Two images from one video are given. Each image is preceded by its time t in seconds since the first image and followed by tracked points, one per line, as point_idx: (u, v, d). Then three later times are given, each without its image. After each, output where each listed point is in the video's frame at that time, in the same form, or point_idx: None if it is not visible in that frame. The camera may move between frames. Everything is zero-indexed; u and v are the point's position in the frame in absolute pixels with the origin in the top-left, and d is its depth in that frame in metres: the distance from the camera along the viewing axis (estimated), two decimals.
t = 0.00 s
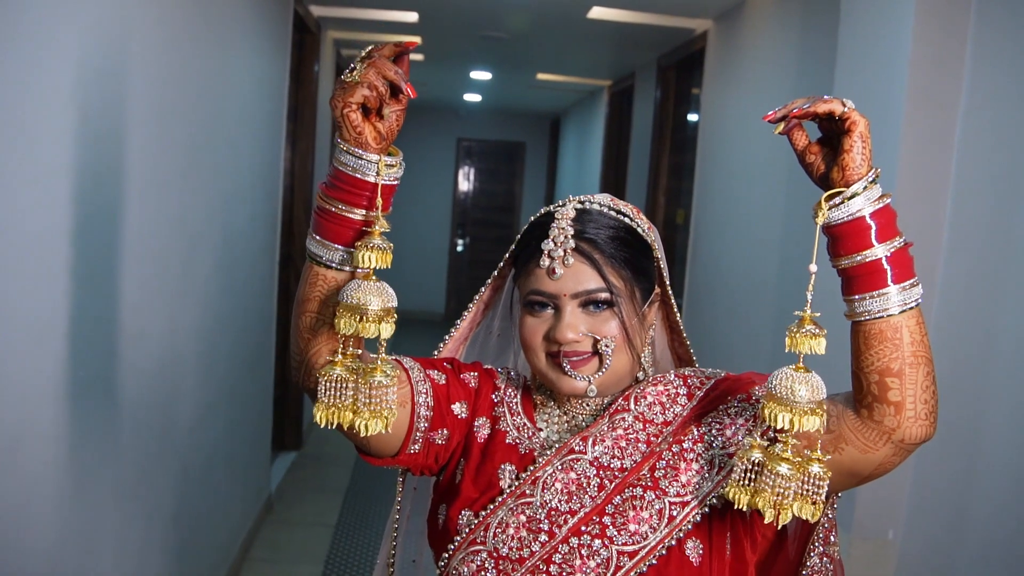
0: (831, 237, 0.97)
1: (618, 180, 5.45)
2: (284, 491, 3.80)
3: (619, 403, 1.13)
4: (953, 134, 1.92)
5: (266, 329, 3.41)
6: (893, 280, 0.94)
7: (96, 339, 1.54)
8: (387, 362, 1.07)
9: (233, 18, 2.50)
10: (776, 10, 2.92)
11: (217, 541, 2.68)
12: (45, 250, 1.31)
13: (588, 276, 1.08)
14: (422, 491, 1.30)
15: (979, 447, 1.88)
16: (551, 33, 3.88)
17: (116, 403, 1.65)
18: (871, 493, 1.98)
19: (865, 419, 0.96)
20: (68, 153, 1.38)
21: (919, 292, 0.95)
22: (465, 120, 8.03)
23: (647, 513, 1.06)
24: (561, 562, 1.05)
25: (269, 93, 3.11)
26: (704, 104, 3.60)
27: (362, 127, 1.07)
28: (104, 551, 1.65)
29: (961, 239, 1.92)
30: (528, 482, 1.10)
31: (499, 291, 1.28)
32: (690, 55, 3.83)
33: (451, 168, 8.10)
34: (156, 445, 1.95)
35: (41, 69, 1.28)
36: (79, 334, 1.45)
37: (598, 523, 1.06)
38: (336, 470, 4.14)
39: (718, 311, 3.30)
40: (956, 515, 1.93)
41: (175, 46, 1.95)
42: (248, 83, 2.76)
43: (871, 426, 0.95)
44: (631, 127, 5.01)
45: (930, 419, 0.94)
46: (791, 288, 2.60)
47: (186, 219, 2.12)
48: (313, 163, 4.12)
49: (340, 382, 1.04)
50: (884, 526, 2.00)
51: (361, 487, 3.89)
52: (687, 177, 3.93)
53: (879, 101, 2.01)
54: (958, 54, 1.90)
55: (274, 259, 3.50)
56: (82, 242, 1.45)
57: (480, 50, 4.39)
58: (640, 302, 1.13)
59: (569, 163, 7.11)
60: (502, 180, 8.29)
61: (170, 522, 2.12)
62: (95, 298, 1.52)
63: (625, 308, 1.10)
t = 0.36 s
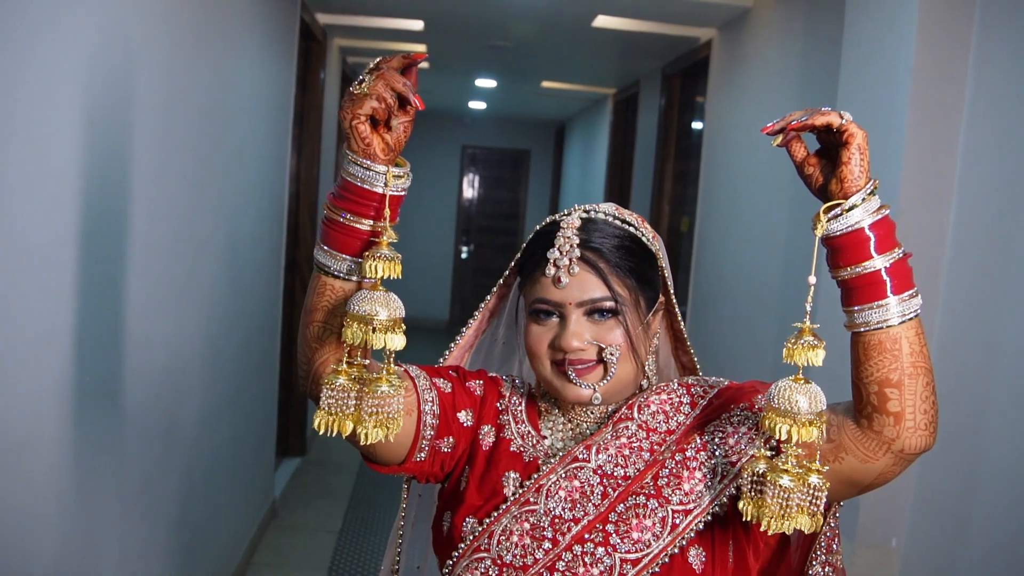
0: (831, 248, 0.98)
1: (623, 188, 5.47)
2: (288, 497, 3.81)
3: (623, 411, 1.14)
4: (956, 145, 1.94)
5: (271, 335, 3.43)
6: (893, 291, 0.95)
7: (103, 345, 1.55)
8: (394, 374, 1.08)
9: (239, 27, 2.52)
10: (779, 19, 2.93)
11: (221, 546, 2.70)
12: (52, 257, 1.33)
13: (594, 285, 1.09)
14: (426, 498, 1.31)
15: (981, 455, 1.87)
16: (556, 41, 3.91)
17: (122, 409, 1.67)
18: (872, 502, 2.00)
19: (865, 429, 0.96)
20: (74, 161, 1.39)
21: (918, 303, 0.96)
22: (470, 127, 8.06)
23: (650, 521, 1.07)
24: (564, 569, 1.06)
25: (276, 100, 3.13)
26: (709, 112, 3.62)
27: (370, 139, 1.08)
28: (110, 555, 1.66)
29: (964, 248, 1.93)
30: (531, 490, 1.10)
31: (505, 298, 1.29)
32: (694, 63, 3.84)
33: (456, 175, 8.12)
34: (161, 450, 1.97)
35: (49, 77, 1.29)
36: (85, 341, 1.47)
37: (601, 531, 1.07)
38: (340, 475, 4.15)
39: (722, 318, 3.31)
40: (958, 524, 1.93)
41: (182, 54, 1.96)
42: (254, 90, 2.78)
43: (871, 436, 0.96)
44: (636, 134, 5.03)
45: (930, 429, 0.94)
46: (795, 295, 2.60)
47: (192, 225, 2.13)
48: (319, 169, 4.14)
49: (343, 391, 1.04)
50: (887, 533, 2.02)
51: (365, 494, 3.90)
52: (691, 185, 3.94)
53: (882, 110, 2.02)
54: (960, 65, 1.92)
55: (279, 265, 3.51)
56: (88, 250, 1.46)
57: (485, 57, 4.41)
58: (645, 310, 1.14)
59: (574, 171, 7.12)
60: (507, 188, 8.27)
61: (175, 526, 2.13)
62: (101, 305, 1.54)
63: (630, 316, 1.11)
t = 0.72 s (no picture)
0: (823, 251, 0.99)
1: (623, 190, 5.48)
2: (289, 498, 3.82)
3: (621, 413, 1.14)
4: (955, 148, 1.94)
5: (272, 337, 3.44)
6: (884, 293, 0.95)
7: (105, 347, 1.56)
8: (396, 378, 1.08)
9: (241, 30, 2.53)
10: (779, 22, 2.94)
11: (222, 547, 2.70)
12: (54, 258, 1.34)
13: (593, 288, 1.09)
14: (426, 499, 1.32)
15: (980, 458, 1.87)
16: (556, 44, 3.92)
17: (124, 410, 1.68)
18: (872, 504, 2.01)
19: (857, 431, 0.96)
20: (77, 162, 1.40)
21: (909, 306, 0.96)
22: (471, 129, 8.08)
23: (648, 522, 1.07)
24: (562, 570, 1.06)
25: (277, 103, 3.14)
26: (709, 115, 3.62)
27: (373, 145, 1.09)
28: (112, 556, 1.67)
29: (963, 251, 1.94)
30: (530, 492, 1.11)
31: (504, 301, 1.30)
32: (695, 66, 3.85)
33: (457, 178, 8.13)
34: (163, 451, 1.98)
35: (51, 80, 1.30)
36: (87, 343, 1.48)
37: (599, 532, 1.07)
38: (341, 477, 4.16)
39: (722, 321, 3.31)
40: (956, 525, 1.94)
41: (184, 56, 1.97)
42: (256, 93, 2.79)
43: (863, 438, 0.96)
44: (636, 137, 5.04)
45: (923, 431, 0.94)
46: (795, 298, 2.61)
47: (194, 227, 2.14)
48: (320, 171, 4.15)
49: (344, 395, 1.05)
50: (885, 536, 2.04)
51: (366, 495, 3.91)
52: (692, 188, 3.95)
53: (881, 113, 2.03)
54: (958, 68, 1.92)
55: (280, 267, 3.52)
56: (90, 251, 1.47)
57: (486, 60, 4.43)
58: (643, 313, 1.14)
59: (575, 173, 7.13)
60: (508, 189, 8.28)
61: (176, 527, 2.14)
62: (103, 306, 1.54)
63: (628, 319, 1.11)
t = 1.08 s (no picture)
0: (810, 253, 0.99)
1: (625, 193, 5.48)
2: (290, 501, 3.82)
3: (617, 416, 1.15)
4: (956, 149, 1.93)
5: (274, 340, 3.44)
6: (872, 294, 0.96)
7: (107, 349, 1.57)
8: (400, 383, 1.09)
9: (243, 33, 2.53)
10: (780, 26, 2.94)
11: (223, 550, 2.71)
12: (57, 261, 1.34)
13: (592, 292, 1.10)
14: (425, 502, 1.32)
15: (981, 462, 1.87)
16: (557, 48, 3.92)
17: (126, 413, 1.68)
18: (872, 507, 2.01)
19: (846, 433, 0.97)
20: (80, 166, 1.41)
21: (898, 306, 0.96)
22: (473, 132, 8.08)
23: (643, 524, 1.07)
24: (558, 572, 1.07)
25: (278, 106, 3.15)
26: (710, 118, 3.63)
27: (379, 151, 1.10)
28: (114, 558, 1.68)
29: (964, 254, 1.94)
30: (526, 494, 1.11)
31: (503, 304, 1.30)
32: (696, 70, 3.85)
33: (458, 181, 8.14)
34: (165, 453, 1.98)
35: (56, 84, 1.31)
36: (90, 345, 1.48)
37: (594, 534, 1.08)
38: (342, 480, 4.17)
39: (723, 324, 3.32)
40: (956, 528, 1.94)
41: (187, 60, 1.98)
42: (257, 96, 2.79)
43: (852, 440, 0.96)
44: (637, 140, 5.04)
45: (911, 433, 0.95)
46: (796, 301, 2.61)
47: (196, 230, 2.15)
48: (322, 174, 4.16)
49: (350, 401, 1.05)
50: (886, 539, 2.02)
51: (367, 498, 3.91)
52: (693, 191, 3.95)
53: (881, 117, 2.03)
54: (959, 70, 1.92)
55: (282, 270, 3.53)
56: (93, 254, 1.48)
57: (487, 64, 4.43)
58: (642, 317, 1.15)
59: (576, 177, 7.14)
60: (509, 192, 8.28)
61: (178, 529, 2.15)
62: (105, 309, 1.55)
63: (627, 323, 1.11)
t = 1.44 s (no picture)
0: (798, 252, 1.00)
1: (629, 196, 5.49)
2: (292, 500, 3.83)
3: (614, 416, 1.15)
4: (958, 153, 1.94)
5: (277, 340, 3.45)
6: (861, 293, 0.96)
7: (112, 348, 1.58)
8: (411, 386, 1.09)
9: (248, 34, 2.54)
10: (783, 29, 2.95)
11: (226, 548, 2.71)
12: (62, 261, 1.35)
13: (590, 292, 1.10)
14: (424, 501, 1.33)
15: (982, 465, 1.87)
16: (561, 50, 3.92)
17: (129, 410, 1.69)
18: (873, 510, 2.01)
19: (833, 433, 0.97)
20: (86, 166, 1.42)
21: (886, 305, 0.97)
22: (477, 134, 8.09)
23: (638, 523, 1.08)
24: (553, 571, 1.07)
25: (283, 107, 3.16)
26: (714, 121, 3.63)
27: (389, 154, 1.10)
28: (116, 555, 1.69)
29: (965, 257, 1.94)
30: (522, 493, 1.11)
31: (502, 304, 1.31)
32: (699, 72, 3.86)
33: (462, 183, 8.16)
34: (167, 452, 1.99)
35: (64, 84, 1.33)
36: (94, 343, 1.49)
37: (589, 533, 1.08)
38: (345, 480, 4.17)
39: (726, 326, 3.32)
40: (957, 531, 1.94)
41: (192, 61, 1.99)
42: (261, 97, 2.80)
43: (838, 440, 0.97)
44: (641, 142, 5.04)
45: (898, 433, 0.95)
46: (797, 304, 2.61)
47: (200, 230, 2.16)
48: (326, 175, 4.17)
49: (357, 401, 1.06)
50: (886, 541, 2.03)
51: (369, 498, 3.92)
52: (696, 193, 3.96)
53: (884, 119, 2.03)
54: (962, 73, 1.92)
55: (286, 271, 3.54)
56: (98, 253, 1.49)
57: (491, 65, 4.44)
58: (640, 317, 1.15)
59: (580, 179, 7.14)
60: (513, 195, 8.27)
61: (181, 527, 2.16)
62: (111, 308, 1.56)
63: (625, 323, 1.12)
